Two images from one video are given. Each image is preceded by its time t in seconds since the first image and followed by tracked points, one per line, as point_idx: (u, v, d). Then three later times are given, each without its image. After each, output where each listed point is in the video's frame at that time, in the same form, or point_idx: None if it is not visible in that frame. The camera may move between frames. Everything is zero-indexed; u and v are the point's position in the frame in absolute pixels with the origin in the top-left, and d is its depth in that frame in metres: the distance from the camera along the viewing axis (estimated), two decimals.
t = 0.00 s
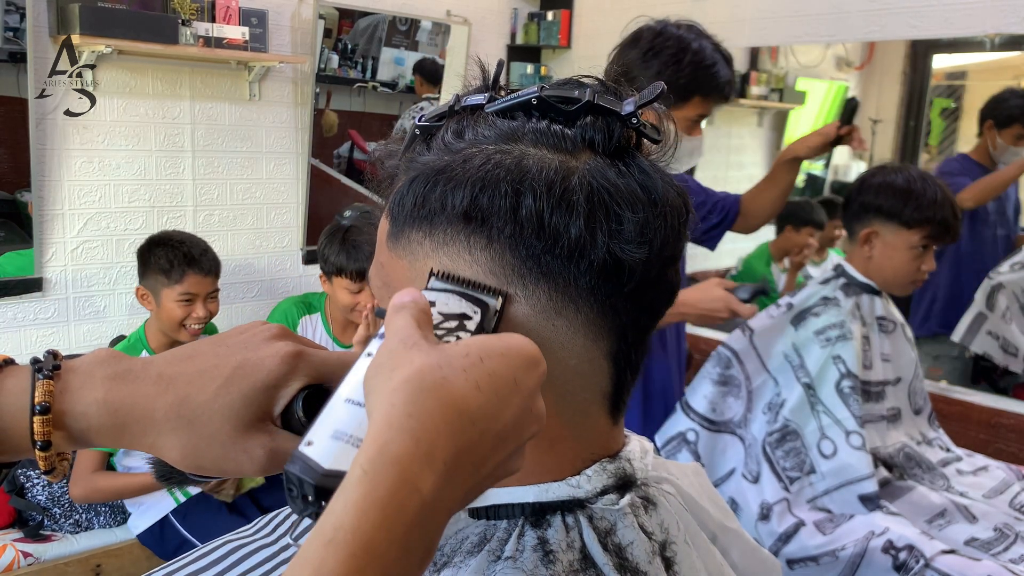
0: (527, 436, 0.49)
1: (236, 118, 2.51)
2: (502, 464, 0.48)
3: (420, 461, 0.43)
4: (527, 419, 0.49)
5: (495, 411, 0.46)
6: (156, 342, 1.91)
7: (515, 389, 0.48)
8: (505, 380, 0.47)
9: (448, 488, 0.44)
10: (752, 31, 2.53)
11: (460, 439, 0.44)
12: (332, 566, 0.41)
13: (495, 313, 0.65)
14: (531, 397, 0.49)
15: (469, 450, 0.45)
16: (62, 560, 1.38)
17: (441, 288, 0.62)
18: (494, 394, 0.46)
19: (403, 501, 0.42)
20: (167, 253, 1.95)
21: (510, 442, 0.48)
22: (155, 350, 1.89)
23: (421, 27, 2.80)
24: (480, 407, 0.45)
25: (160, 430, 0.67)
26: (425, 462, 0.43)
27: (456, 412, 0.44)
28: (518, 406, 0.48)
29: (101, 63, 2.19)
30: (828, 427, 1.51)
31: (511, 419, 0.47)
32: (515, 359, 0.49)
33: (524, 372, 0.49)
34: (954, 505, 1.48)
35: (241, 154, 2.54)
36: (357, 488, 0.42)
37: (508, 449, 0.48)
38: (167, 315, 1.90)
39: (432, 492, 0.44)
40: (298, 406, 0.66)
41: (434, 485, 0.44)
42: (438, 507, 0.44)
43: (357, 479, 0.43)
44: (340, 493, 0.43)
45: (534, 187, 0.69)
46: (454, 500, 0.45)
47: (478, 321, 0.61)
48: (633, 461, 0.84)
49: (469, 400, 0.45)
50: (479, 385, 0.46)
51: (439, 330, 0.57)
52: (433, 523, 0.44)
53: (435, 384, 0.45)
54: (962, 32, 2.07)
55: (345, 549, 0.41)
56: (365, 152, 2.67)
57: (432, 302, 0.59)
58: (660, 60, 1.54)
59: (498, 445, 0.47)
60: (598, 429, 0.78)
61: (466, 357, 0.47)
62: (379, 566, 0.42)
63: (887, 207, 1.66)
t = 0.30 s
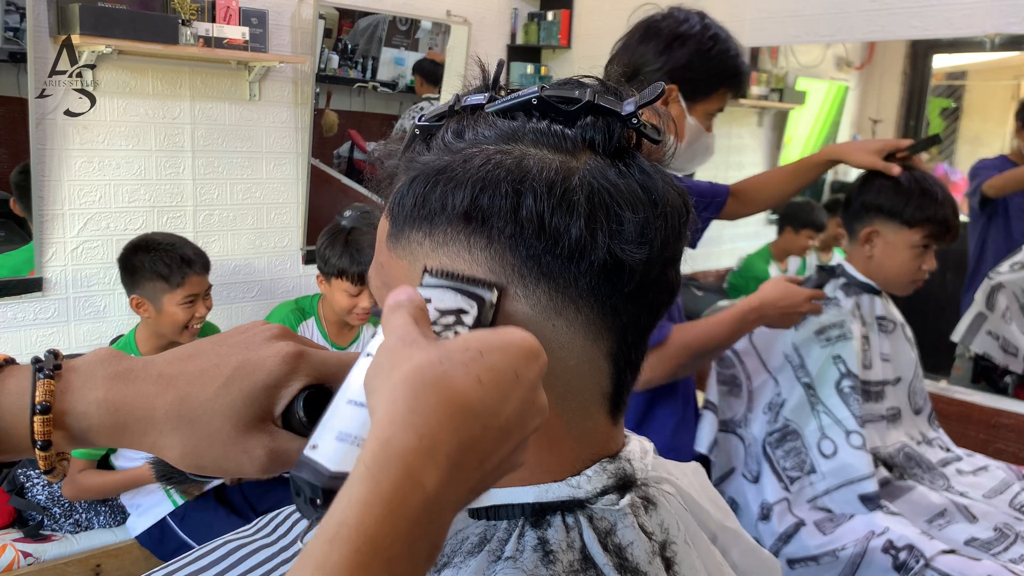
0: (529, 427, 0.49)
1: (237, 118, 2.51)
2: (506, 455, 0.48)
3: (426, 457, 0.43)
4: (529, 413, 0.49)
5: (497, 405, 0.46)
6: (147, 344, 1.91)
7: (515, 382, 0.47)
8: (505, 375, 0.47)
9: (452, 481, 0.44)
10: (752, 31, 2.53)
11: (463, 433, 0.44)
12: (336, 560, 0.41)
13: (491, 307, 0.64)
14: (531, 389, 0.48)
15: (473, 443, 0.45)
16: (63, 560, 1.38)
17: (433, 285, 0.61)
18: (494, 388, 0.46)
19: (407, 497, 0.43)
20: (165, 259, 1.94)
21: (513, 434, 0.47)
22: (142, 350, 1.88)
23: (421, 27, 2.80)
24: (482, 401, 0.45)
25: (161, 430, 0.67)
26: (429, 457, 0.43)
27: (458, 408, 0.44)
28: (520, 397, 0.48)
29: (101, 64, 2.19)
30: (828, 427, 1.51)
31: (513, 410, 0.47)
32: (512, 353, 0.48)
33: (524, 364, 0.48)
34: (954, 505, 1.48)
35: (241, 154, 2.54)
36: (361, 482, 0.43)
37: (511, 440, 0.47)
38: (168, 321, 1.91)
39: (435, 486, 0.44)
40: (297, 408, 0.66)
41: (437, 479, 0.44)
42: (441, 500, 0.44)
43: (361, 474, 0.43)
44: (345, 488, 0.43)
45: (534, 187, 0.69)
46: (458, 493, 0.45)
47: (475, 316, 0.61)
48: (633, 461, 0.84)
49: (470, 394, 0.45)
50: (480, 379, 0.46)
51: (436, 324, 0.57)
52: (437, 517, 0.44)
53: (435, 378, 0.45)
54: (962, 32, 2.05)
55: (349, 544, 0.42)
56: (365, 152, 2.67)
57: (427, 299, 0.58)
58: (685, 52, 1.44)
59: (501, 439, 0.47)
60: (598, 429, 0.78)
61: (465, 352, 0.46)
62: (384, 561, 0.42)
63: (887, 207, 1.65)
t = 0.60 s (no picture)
0: (547, 435, 0.48)
1: (237, 118, 2.51)
2: (524, 464, 0.48)
3: (446, 467, 0.43)
4: (543, 419, 0.48)
5: (514, 412, 0.46)
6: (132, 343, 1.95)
7: (530, 389, 0.47)
8: (519, 380, 0.47)
9: (473, 491, 0.44)
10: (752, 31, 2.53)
11: (483, 442, 0.44)
12: (356, 572, 0.41)
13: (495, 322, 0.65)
14: (546, 396, 0.48)
15: (494, 452, 0.45)
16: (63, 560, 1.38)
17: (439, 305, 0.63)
18: (511, 394, 0.46)
19: (428, 506, 0.43)
20: (175, 277, 1.93)
21: (531, 442, 0.47)
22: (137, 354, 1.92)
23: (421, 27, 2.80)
24: (499, 407, 0.45)
25: (159, 429, 0.67)
26: (449, 467, 0.43)
27: (477, 415, 0.44)
28: (534, 405, 0.47)
29: (102, 63, 2.20)
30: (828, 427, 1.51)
31: (530, 417, 0.47)
32: (526, 359, 0.48)
33: (538, 371, 0.48)
34: (954, 505, 1.48)
35: (241, 154, 2.54)
36: (380, 494, 0.43)
37: (530, 447, 0.47)
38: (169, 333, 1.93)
39: (456, 495, 0.44)
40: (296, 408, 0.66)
41: (458, 489, 0.44)
42: (463, 509, 0.44)
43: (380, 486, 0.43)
44: (365, 500, 0.43)
45: (533, 187, 0.69)
46: (480, 505, 0.45)
47: (481, 331, 0.63)
48: (633, 461, 0.84)
49: (488, 402, 0.45)
50: (495, 387, 0.46)
51: (443, 341, 0.59)
52: (460, 527, 0.44)
53: (452, 388, 0.45)
54: (961, 32, 2.06)
55: (370, 556, 0.42)
56: (365, 152, 2.68)
57: (433, 320, 0.61)
58: (717, 50, 1.41)
59: (520, 445, 0.47)
60: (598, 429, 0.78)
61: (479, 360, 0.47)
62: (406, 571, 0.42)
63: (890, 204, 1.65)
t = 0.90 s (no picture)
0: (551, 411, 0.48)
1: (237, 118, 2.51)
2: (530, 441, 0.47)
3: (449, 440, 0.43)
4: (548, 395, 0.48)
5: (517, 388, 0.46)
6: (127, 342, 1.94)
7: (533, 363, 0.47)
8: (523, 356, 0.47)
9: (479, 466, 0.44)
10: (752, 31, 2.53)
11: (488, 415, 0.44)
12: (362, 546, 0.41)
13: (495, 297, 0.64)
14: (549, 371, 0.48)
15: (498, 426, 0.45)
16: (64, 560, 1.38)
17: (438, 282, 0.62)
18: (514, 368, 0.46)
19: (432, 480, 0.43)
20: (195, 289, 1.93)
21: (537, 417, 0.47)
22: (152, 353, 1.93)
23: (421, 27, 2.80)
24: (502, 382, 0.45)
25: (158, 429, 0.67)
26: (453, 441, 0.43)
27: (480, 390, 0.44)
28: (538, 380, 0.47)
29: (101, 64, 2.20)
30: (828, 426, 1.50)
31: (534, 393, 0.47)
32: (529, 336, 0.47)
33: (541, 346, 0.48)
34: (954, 505, 1.48)
35: (242, 154, 2.54)
36: (386, 469, 0.43)
37: (535, 423, 0.47)
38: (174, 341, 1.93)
39: (461, 470, 0.43)
40: (295, 406, 0.66)
41: (463, 462, 0.44)
42: (468, 484, 0.44)
43: (386, 461, 0.43)
44: (371, 476, 0.43)
45: (532, 188, 0.69)
46: (485, 481, 0.45)
47: (481, 308, 0.62)
48: (633, 461, 0.84)
49: (491, 376, 0.45)
50: (498, 362, 0.45)
51: (444, 319, 0.59)
52: (466, 502, 0.44)
53: (454, 363, 0.45)
54: (962, 32, 2.06)
55: (376, 528, 0.42)
56: (366, 151, 2.68)
57: (434, 297, 0.60)
58: (729, 50, 1.41)
59: (524, 421, 0.46)
60: (598, 428, 0.78)
61: (481, 336, 0.46)
62: (411, 545, 0.42)
63: (896, 203, 1.65)
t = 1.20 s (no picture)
0: (549, 406, 0.48)
1: (237, 118, 2.51)
2: (529, 434, 0.48)
3: (445, 434, 0.43)
4: (546, 389, 0.48)
5: (514, 382, 0.46)
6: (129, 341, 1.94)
7: (530, 359, 0.47)
8: (519, 351, 0.47)
9: (475, 459, 0.44)
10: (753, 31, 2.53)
11: (484, 410, 0.44)
12: (358, 540, 0.42)
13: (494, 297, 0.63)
14: (547, 366, 0.48)
15: (494, 421, 0.45)
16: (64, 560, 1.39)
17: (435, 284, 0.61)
18: (509, 364, 0.46)
19: (428, 474, 0.43)
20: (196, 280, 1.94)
21: (533, 412, 0.47)
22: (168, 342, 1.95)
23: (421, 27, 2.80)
24: (499, 378, 0.45)
25: (159, 429, 0.67)
26: (449, 435, 0.43)
27: (475, 385, 0.44)
28: (535, 376, 0.47)
29: (101, 64, 2.20)
30: (828, 426, 1.50)
31: (531, 388, 0.47)
32: (525, 332, 0.48)
33: (537, 342, 0.48)
34: (954, 505, 1.48)
35: (242, 154, 2.54)
36: (381, 464, 0.43)
37: (532, 418, 0.47)
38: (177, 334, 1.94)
39: (457, 464, 0.43)
40: (295, 406, 0.66)
41: (460, 456, 0.44)
42: (464, 478, 0.44)
43: (381, 457, 0.43)
44: (368, 472, 0.43)
45: (532, 188, 0.69)
46: (482, 475, 0.45)
47: (480, 306, 0.60)
48: (633, 461, 0.84)
49: (488, 372, 0.45)
50: (493, 358, 0.46)
51: (442, 318, 0.57)
52: (462, 495, 0.44)
53: (449, 359, 0.45)
54: (962, 32, 2.07)
55: (371, 523, 0.42)
56: (366, 152, 2.63)
57: (432, 299, 0.58)
58: (734, 50, 1.42)
59: (521, 417, 0.47)
60: (597, 427, 0.78)
61: (478, 332, 0.47)
62: (407, 539, 0.42)
63: (898, 204, 1.65)
